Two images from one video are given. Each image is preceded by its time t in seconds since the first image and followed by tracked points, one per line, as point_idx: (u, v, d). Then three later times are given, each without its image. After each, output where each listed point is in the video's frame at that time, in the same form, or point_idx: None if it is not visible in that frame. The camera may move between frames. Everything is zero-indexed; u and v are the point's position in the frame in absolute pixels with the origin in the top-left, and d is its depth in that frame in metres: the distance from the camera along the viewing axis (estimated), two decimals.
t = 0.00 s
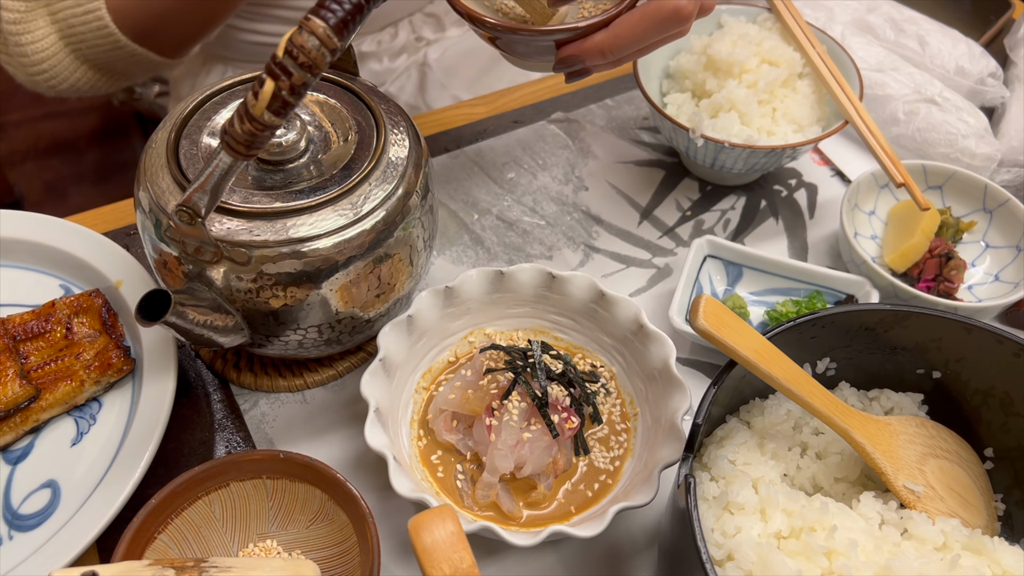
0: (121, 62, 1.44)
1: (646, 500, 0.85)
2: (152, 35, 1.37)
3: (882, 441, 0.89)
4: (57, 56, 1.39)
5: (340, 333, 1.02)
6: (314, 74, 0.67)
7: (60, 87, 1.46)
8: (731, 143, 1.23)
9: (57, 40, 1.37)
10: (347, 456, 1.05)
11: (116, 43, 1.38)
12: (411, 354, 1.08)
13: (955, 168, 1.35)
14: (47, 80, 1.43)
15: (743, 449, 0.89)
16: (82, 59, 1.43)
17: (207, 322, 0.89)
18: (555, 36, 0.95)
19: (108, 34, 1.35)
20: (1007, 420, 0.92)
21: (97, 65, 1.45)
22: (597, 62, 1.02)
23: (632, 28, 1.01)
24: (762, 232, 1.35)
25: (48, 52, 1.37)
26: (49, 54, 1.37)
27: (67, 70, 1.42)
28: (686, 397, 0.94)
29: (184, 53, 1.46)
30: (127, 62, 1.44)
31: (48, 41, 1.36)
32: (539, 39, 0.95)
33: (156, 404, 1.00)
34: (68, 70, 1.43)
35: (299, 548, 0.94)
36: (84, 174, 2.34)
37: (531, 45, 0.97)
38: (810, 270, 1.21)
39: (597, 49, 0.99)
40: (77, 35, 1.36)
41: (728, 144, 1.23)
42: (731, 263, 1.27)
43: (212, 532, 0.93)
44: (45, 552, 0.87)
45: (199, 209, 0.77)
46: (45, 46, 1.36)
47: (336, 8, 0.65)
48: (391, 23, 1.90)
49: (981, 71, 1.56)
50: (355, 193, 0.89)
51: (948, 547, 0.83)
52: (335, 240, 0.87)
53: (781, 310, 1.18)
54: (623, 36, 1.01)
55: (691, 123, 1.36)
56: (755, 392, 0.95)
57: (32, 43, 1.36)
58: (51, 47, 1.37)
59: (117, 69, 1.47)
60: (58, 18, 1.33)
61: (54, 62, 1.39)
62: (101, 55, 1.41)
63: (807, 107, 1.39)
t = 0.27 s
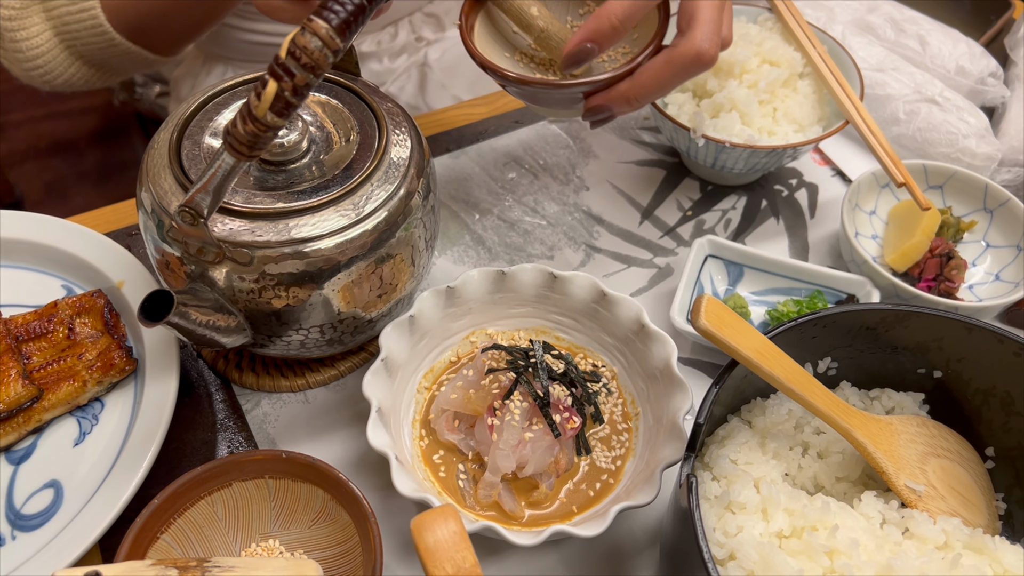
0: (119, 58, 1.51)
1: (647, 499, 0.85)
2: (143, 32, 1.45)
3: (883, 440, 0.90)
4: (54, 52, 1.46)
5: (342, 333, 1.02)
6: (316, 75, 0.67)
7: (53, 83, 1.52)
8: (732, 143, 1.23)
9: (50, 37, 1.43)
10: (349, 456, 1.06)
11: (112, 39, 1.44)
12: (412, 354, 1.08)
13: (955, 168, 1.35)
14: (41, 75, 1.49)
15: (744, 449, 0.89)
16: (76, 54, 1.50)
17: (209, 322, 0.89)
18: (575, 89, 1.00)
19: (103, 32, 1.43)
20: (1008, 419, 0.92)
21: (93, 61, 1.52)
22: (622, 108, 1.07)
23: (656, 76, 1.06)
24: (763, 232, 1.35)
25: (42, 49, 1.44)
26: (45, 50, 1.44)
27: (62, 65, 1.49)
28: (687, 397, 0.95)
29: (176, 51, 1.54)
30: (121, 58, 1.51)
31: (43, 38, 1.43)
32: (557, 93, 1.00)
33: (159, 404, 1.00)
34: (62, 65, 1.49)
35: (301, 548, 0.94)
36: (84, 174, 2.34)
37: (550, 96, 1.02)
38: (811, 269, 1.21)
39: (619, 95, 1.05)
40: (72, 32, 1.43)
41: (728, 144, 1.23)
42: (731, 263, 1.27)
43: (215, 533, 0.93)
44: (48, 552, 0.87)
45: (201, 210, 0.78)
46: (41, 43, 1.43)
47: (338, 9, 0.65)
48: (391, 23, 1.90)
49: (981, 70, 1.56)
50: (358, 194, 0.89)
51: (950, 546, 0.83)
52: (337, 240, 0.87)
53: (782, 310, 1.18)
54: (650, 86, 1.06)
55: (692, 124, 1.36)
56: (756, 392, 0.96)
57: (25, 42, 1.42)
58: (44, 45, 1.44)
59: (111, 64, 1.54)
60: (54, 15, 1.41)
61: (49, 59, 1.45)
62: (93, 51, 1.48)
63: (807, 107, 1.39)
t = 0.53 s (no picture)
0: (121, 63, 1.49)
1: (645, 504, 0.85)
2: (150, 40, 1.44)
3: (883, 444, 0.89)
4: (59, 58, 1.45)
5: (337, 337, 1.01)
6: (309, 77, 0.66)
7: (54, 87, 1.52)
8: (731, 144, 1.22)
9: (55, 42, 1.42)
10: (345, 460, 1.05)
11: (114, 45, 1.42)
12: (408, 358, 1.07)
13: (956, 168, 1.34)
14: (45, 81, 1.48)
15: (743, 453, 0.88)
16: (79, 61, 1.48)
17: (202, 326, 0.88)
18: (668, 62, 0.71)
19: (111, 39, 1.41)
20: (1010, 423, 0.91)
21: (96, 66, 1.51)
22: (766, 76, 0.82)
23: (808, 35, 0.81)
24: (762, 233, 1.34)
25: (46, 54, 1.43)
26: (49, 57, 1.43)
27: (65, 71, 1.47)
28: (685, 401, 0.94)
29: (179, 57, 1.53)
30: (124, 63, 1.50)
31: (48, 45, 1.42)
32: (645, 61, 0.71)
33: (152, 409, 0.99)
34: (66, 71, 1.48)
35: (296, 554, 0.93)
36: (82, 175, 2.33)
37: (640, 66, 0.73)
38: (811, 272, 1.21)
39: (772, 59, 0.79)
40: (75, 36, 1.41)
41: (728, 145, 1.22)
42: (730, 265, 1.26)
43: (209, 539, 0.92)
44: (40, 558, 0.86)
45: (194, 213, 0.77)
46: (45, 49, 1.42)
47: (331, 10, 0.64)
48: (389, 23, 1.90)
49: (981, 70, 1.55)
50: (352, 196, 0.88)
51: (951, 552, 0.82)
52: (332, 243, 0.86)
53: (781, 312, 1.17)
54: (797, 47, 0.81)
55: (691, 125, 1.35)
56: (755, 395, 0.95)
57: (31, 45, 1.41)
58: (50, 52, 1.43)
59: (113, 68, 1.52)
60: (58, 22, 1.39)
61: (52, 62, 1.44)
62: (97, 57, 1.47)
63: (807, 108, 1.39)
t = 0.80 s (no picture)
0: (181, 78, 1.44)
1: (650, 502, 0.84)
2: (160, 83, 1.47)
3: (888, 442, 0.88)
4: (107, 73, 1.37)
5: (340, 335, 1.01)
6: (313, 73, 0.66)
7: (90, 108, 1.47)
8: (734, 141, 1.22)
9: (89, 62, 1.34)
10: (347, 459, 1.04)
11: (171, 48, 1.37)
12: (411, 356, 1.06)
13: (960, 166, 1.34)
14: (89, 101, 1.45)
15: (747, 451, 0.88)
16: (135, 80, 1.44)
17: (205, 324, 0.88)
18: None
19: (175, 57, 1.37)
20: (1015, 421, 0.91)
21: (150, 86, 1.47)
22: None
23: None
24: (766, 231, 1.34)
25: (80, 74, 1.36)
26: (109, 80, 1.38)
27: (124, 94, 1.43)
28: (690, 398, 0.93)
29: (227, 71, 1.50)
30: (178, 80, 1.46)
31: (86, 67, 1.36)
32: None
33: (155, 407, 0.98)
34: (127, 91, 1.44)
35: (299, 553, 0.92)
36: (83, 174, 2.33)
37: None
38: (814, 269, 1.20)
39: None
40: (136, 57, 1.37)
41: (730, 142, 1.22)
42: (734, 263, 1.26)
43: (211, 537, 0.92)
44: (42, 556, 0.86)
45: (197, 210, 0.76)
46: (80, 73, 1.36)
47: (334, 5, 0.64)
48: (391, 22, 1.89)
49: (984, 68, 1.55)
50: (355, 193, 0.87)
51: (956, 550, 0.82)
52: (335, 240, 0.86)
53: (785, 310, 1.17)
54: None
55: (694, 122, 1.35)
56: (760, 393, 0.95)
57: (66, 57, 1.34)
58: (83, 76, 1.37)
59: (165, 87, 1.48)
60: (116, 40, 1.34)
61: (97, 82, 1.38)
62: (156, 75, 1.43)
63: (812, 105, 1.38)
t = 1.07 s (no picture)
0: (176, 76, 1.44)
1: (645, 501, 0.85)
2: (155, 83, 1.47)
3: (882, 441, 0.89)
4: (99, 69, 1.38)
5: (338, 335, 1.01)
6: (309, 76, 0.66)
7: (82, 103, 1.48)
8: (729, 142, 1.23)
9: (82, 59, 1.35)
10: (345, 458, 1.05)
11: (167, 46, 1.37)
12: (408, 356, 1.07)
13: (955, 166, 1.34)
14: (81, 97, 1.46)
15: (742, 450, 0.89)
16: (127, 78, 1.44)
17: (203, 325, 0.88)
18: None
19: (168, 56, 1.38)
20: (1009, 420, 0.91)
21: (143, 83, 1.47)
22: None
23: None
24: (762, 231, 1.35)
25: (73, 70, 1.37)
26: (101, 77, 1.38)
27: (115, 90, 1.44)
28: (685, 398, 0.94)
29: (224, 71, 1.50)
30: (173, 79, 1.47)
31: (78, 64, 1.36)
32: None
33: (153, 407, 0.99)
34: (119, 87, 1.44)
35: (296, 552, 0.93)
36: (82, 174, 2.33)
37: None
38: (810, 269, 1.21)
39: None
40: (129, 55, 1.37)
41: (726, 143, 1.23)
42: (730, 263, 1.26)
43: (210, 536, 0.92)
44: (41, 555, 0.86)
45: (194, 212, 0.77)
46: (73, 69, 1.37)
47: (330, 9, 0.64)
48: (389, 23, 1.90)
49: (980, 68, 1.56)
50: (352, 194, 0.88)
51: (949, 548, 0.82)
52: (332, 241, 0.87)
53: (780, 310, 1.18)
54: None
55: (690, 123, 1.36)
56: (754, 393, 0.95)
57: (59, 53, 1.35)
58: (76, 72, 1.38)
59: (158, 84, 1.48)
60: (109, 38, 1.34)
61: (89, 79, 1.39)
62: (149, 73, 1.43)
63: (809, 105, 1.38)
